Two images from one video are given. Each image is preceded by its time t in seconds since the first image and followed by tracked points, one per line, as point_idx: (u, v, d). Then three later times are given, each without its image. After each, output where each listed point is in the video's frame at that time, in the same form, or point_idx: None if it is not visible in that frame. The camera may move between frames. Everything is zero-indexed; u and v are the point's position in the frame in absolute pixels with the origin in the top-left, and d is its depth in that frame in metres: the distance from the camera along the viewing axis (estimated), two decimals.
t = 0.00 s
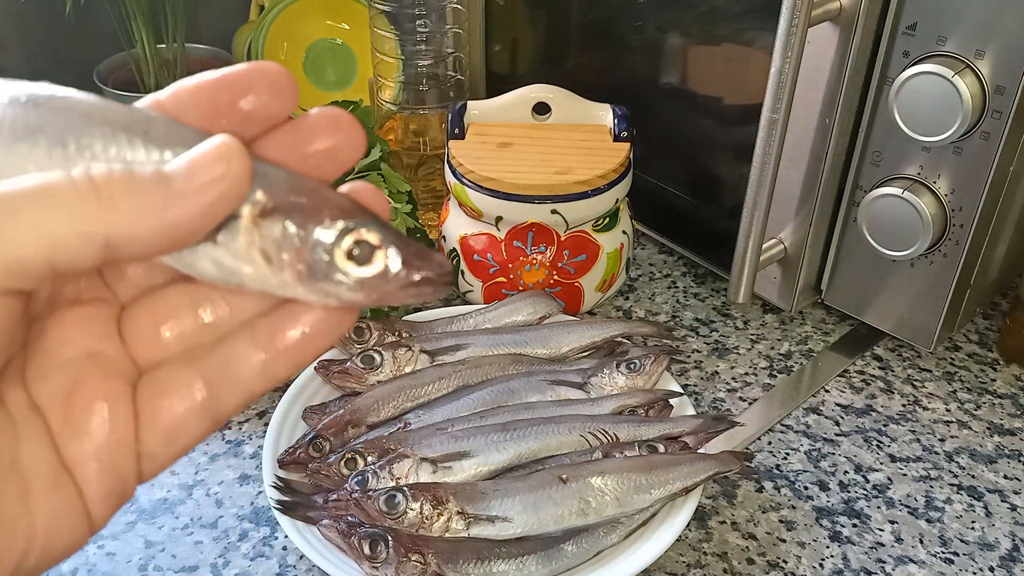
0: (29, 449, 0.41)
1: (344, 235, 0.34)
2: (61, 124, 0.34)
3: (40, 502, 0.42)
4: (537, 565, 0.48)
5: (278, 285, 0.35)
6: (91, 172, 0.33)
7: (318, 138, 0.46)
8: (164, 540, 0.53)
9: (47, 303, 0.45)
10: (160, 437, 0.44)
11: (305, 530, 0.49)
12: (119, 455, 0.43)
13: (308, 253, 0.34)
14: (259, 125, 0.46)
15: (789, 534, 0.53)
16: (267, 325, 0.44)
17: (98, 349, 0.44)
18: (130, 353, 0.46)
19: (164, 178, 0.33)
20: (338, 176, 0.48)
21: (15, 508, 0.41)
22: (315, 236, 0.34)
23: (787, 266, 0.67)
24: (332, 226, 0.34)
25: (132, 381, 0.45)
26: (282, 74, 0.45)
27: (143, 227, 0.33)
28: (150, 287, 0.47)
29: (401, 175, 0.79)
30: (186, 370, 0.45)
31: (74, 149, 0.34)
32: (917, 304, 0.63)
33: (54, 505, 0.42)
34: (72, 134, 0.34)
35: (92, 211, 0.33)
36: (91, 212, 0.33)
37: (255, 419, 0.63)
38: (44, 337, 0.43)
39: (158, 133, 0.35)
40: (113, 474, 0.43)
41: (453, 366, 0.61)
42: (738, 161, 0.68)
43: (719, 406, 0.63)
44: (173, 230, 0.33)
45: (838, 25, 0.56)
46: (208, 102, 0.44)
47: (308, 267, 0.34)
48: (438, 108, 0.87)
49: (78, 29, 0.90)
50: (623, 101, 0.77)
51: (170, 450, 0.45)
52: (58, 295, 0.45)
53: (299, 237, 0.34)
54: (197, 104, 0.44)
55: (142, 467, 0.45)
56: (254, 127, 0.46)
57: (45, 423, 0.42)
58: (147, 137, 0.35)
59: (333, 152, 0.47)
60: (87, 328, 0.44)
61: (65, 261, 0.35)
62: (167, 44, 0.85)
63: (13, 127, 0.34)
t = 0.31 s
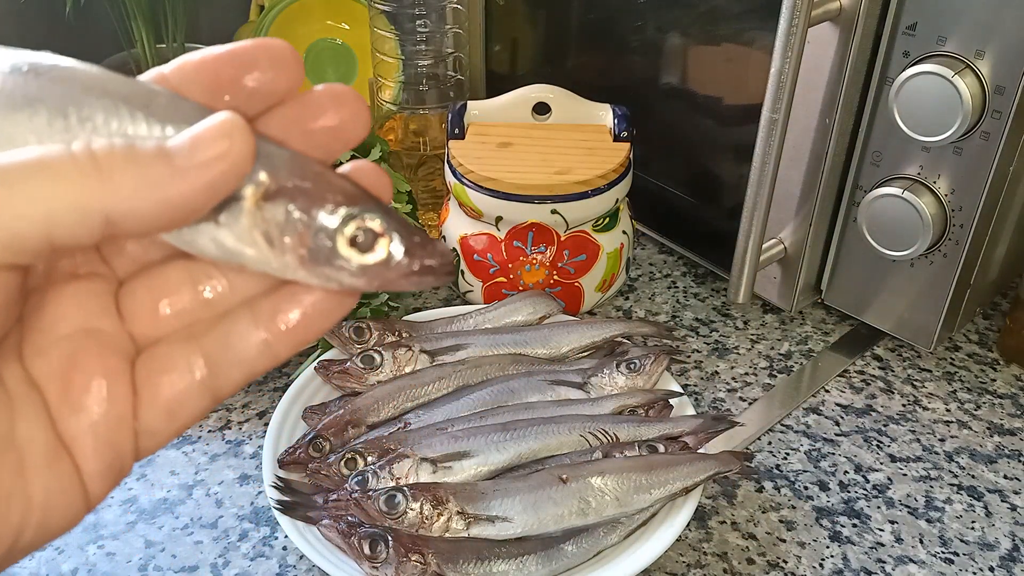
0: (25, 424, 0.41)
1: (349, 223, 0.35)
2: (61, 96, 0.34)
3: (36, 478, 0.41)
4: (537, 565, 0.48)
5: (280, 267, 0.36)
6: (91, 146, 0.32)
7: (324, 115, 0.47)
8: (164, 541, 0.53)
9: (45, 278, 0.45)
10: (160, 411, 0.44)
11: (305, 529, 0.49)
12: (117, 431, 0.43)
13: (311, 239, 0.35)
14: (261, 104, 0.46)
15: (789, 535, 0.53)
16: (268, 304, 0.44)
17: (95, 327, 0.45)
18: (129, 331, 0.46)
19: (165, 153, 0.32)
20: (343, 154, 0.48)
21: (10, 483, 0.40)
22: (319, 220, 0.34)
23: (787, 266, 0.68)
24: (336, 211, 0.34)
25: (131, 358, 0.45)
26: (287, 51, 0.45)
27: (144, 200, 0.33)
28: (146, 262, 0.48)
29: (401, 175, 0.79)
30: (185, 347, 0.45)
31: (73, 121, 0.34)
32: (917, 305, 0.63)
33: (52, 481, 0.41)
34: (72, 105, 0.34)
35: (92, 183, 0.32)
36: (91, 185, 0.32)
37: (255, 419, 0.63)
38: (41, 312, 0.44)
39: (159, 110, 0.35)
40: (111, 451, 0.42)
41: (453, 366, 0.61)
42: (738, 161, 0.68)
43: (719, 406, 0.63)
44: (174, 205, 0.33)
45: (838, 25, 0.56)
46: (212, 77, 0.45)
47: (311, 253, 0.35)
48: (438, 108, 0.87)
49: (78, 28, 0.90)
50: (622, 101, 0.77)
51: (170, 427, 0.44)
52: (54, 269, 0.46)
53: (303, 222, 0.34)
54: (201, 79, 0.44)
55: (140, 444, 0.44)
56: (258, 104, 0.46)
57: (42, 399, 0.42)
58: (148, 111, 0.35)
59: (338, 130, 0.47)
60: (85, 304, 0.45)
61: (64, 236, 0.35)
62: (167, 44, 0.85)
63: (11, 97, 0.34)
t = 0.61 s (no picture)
0: (33, 432, 0.42)
1: (359, 245, 0.36)
2: (81, 112, 0.35)
3: (43, 486, 0.42)
4: (537, 565, 0.48)
5: (286, 285, 0.37)
6: (107, 163, 0.33)
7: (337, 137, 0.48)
8: (164, 541, 0.53)
9: (55, 289, 0.45)
10: (165, 424, 0.45)
11: (305, 529, 0.49)
12: (122, 441, 0.44)
13: (319, 259, 0.36)
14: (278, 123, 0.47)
15: (789, 535, 0.53)
16: (276, 322, 0.46)
17: (106, 339, 0.45)
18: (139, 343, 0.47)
19: (179, 174, 0.34)
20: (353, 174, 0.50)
21: (17, 490, 0.41)
22: (328, 242, 0.35)
23: (787, 266, 0.67)
24: (345, 234, 0.36)
25: (139, 370, 0.46)
26: (304, 75, 0.46)
27: (154, 220, 0.34)
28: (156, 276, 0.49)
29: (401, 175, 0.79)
30: (192, 362, 0.46)
31: (91, 136, 0.35)
32: (917, 305, 0.63)
33: (57, 491, 0.42)
34: (90, 122, 0.35)
35: (105, 200, 0.34)
36: (104, 202, 0.34)
37: (255, 419, 0.63)
38: (50, 325, 0.44)
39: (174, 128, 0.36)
40: (116, 461, 0.44)
41: (453, 366, 0.61)
42: (738, 162, 0.68)
43: (719, 406, 0.63)
44: (186, 224, 0.34)
45: (838, 24, 0.56)
46: (230, 97, 0.46)
47: (319, 273, 0.36)
48: (438, 108, 0.87)
49: (78, 28, 0.90)
50: (622, 101, 0.77)
51: (174, 440, 0.45)
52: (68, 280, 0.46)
53: (312, 243, 0.35)
54: (218, 100, 0.45)
55: (145, 456, 0.45)
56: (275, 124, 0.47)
57: (50, 408, 0.42)
58: (165, 130, 0.36)
59: (351, 151, 0.49)
60: (95, 316, 0.45)
61: (76, 250, 0.36)
62: (167, 44, 0.85)
63: (32, 113, 0.35)
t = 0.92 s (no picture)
0: (45, 431, 0.42)
1: (359, 241, 0.35)
2: (96, 113, 0.36)
3: (52, 485, 0.42)
4: (537, 565, 0.48)
5: (290, 285, 0.36)
6: (113, 153, 0.34)
7: (352, 143, 0.47)
8: (164, 541, 0.53)
9: (71, 290, 0.46)
10: (174, 428, 0.45)
11: (305, 530, 0.49)
12: (131, 444, 0.44)
13: (320, 256, 0.35)
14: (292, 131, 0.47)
15: (789, 535, 0.53)
16: (283, 326, 0.46)
17: (121, 341, 0.46)
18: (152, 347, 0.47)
19: (185, 168, 0.34)
20: (366, 184, 0.49)
21: (25, 487, 0.41)
22: (328, 238, 0.35)
23: (787, 266, 0.68)
24: (348, 229, 0.35)
25: (150, 374, 0.46)
26: (316, 85, 0.47)
27: (160, 211, 0.34)
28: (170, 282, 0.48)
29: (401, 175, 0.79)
30: (203, 365, 0.46)
31: (106, 136, 0.35)
32: (918, 305, 0.63)
33: (66, 491, 0.42)
34: (105, 122, 0.36)
35: (112, 189, 0.34)
36: (108, 189, 0.34)
37: (255, 419, 0.63)
38: (65, 325, 0.45)
39: (187, 131, 0.37)
40: (125, 464, 0.44)
41: (453, 366, 0.61)
42: (738, 161, 0.68)
43: (719, 406, 0.63)
44: (189, 218, 0.34)
45: (838, 24, 0.56)
46: (245, 107, 0.46)
47: (320, 269, 0.35)
48: (438, 108, 0.87)
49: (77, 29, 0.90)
50: (622, 101, 0.77)
51: (182, 445, 0.46)
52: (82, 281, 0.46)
53: (313, 238, 0.35)
54: (234, 109, 0.45)
55: (154, 460, 0.45)
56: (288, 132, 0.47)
57: (61, 409, 0.43)
58: (176, 131, 0.36)
59: (365, 157, 0.48)
60: (109, 318, 0.46)
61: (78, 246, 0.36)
62: (167, 44, 0.85)
63: (51, 113, 0.36)
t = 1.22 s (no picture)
0: (60, 440, 0.43)
1: (367, 261, 0.36)
2: (113, 135, 0.36)
3: (67, 491, 0.43)
4: (537, 565, 0.48)
5: (299, 303, 0.37)
6: (135, 175, 0.34)
7: (354, 164, 0.48)
8: (164, 541, 0.53)
9: (84, 304, 0.46)
10: (185, 433, 0.46)
11: (305, 529, 0.49)
12: (144, 451, 0.44)
13: (330, 276, 0.36)
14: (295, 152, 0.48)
15: (789, 534, 0.53)
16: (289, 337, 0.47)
17: (133, 352, 0.47)
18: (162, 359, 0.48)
19: (202, 191, 0.34)
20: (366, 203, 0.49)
21: (43, 492, 0.42)
22: (336, 258, 0.35)
23: (787, 266, 0.67)
24: (355, 250, 0.36)
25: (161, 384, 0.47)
26: (320, 108, 0.48)
27: (178, 232, 0.35)
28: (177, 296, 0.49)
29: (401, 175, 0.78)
30: (212, 376, 0.47)
31: (123, 157, 0.36)
32: (918, 304, 0.63)
33: (81, 495, 0.43)
34: (122, 144, 0.36)
35: (133, 212, 0.34)
36: (129, 213, 0.34)
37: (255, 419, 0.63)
38: (80, 337, 0.45)
39: (202, 152, 0.37)
40: (138, 468, 0.44)
41: (453, 366, 0.61)
42: (738, 161, 0.68)
43: (719, 406, 0.63)
44: (206, 239, 0.35)
45: (838, 24, 0.56)
46: (254, 127, 0.46)
47: (329, 289, 0.36)
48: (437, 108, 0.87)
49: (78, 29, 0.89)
50: (622, 101, 0.77)
51: (191, 451, 0.46)
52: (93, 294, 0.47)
53: (322, 259, 0.35)
54: (245, 128, 0.46)
55: (165, 465, 0.46)
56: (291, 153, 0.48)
57: (75, 418, 0.44)
58: (191, 154, 0.37)
59: (367, 178, 0.48)
60: (120, 331, 0.47)
61: (90, 250, 0.36)
62: (168, 44, 0.85)
63: (69, 134, 0.36)
